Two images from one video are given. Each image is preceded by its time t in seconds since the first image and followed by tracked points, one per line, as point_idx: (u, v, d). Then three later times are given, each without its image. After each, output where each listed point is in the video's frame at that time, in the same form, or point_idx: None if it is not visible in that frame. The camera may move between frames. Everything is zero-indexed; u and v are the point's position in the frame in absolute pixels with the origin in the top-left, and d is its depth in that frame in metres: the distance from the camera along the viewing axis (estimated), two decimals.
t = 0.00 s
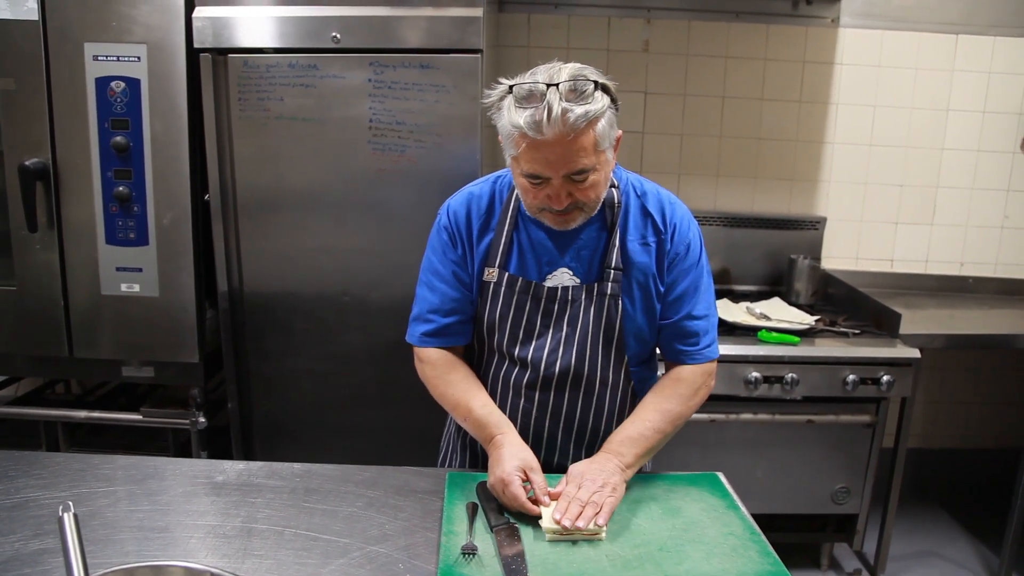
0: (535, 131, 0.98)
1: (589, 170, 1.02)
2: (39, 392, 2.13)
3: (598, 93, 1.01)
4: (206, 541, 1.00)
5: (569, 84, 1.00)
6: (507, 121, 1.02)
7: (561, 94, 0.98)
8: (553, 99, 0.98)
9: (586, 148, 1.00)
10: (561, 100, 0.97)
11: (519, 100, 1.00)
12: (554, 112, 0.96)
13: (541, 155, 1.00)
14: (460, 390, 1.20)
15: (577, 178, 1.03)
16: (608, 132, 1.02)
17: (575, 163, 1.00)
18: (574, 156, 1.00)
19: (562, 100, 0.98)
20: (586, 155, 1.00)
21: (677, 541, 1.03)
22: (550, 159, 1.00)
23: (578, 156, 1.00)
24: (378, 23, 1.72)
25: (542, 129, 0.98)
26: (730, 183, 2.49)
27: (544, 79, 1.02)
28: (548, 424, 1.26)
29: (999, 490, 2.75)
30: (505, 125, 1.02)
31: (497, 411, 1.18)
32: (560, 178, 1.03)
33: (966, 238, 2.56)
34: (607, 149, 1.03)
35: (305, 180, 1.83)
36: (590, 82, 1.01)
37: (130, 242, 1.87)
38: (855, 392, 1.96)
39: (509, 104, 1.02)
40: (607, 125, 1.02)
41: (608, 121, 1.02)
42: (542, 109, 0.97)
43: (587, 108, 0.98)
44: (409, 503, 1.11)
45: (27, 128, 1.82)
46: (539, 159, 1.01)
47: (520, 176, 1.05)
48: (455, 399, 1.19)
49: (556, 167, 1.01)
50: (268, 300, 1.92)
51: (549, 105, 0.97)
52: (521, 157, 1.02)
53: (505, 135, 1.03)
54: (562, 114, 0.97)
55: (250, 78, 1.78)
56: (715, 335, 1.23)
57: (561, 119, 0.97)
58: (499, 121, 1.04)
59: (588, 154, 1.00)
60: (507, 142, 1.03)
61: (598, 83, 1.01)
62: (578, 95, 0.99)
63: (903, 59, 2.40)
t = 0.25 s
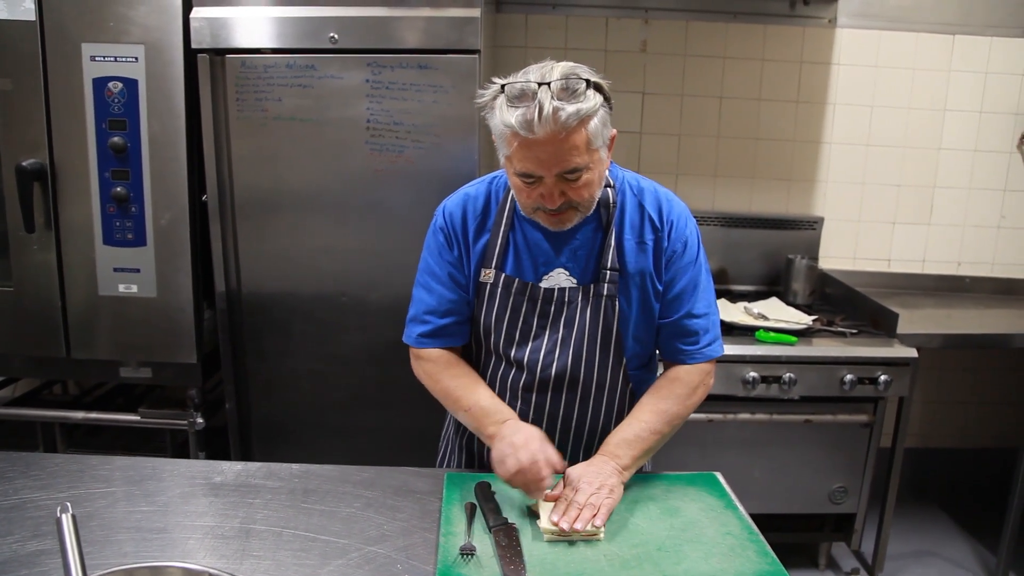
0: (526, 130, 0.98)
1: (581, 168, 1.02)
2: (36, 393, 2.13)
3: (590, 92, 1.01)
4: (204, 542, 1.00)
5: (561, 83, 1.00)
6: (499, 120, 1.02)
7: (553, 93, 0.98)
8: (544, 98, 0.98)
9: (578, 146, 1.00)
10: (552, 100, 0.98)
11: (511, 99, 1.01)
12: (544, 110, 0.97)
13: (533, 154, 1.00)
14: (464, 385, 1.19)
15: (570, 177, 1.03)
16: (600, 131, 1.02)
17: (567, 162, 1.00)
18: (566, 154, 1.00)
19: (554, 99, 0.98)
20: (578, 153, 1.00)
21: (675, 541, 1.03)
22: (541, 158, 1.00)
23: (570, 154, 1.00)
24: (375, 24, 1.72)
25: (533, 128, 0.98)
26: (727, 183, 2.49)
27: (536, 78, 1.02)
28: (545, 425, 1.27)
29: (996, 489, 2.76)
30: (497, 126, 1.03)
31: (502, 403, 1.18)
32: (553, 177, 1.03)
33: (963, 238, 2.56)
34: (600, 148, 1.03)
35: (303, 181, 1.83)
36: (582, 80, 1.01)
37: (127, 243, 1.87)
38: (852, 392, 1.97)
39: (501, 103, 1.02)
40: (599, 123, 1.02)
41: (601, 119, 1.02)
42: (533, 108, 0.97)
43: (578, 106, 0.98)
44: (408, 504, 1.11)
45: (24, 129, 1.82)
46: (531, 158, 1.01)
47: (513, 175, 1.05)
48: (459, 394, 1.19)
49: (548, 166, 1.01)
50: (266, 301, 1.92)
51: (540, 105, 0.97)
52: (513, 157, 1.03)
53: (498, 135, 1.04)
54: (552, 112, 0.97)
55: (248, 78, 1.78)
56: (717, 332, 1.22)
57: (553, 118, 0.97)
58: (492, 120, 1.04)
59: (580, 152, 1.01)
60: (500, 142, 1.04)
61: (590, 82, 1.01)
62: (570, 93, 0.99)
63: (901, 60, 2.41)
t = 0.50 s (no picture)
0: (522, 96, 0.99)
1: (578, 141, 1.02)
2: (34, 393, 2.13)
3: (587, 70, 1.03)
4: (202, 542, 1.00)
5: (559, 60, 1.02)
6: (497, 97, 1.03)
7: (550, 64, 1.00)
8: (541, 67, 0.99)
9: (575, 117, 1.00)
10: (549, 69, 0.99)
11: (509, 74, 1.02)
12: (541, 76, 0.98)
13: (530, 122, 1.00)
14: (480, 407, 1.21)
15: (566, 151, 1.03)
16: (597, 108, 1.03)
17: (563, 130, 1.00)
18: (562, 122, 1.00)
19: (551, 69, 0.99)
20: (574, 123, 1.01)
21: (674, 540, 1.03)
22: (538, 125, 1.00)
23: (566, 122, 1.00)
24: (373, 24, 1.71)
25: (530, 94, 0.98)
26: (725, 183, 2.50)
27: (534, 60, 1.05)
28: (544, 428, 1.27)
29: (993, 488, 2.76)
30: (495, 101, 1.04)
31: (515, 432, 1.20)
32: (549, 149, 1.02)
33: (960, 238, 2.57)
34: (596, 125, 1.04)
35: (301, 181, 1.83)
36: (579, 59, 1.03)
37: (125, 243, 1.87)
38: (850, 392, 1.97)
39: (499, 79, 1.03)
40: (596, 99, 1.03)
41: (598, 97, 1.03)
42: (530, 75, 0.99)
43: (575, 75, 0.99)
44: (406, 504, 1.11)
45: (21, 129, 1.82)
46: (527, 126, 1.01)
47: (510, 151, 1.05)
48: (475, 417, 1.20)
49: (544, 134, 1.01)
50: (264, 302, 1.92)
51: (536, 72, 0.98)
52: (509, 129, 1.02)
53: (495, 111, 1.04)
54: (549, 78, 0.98)
55: (246, 79, 1.78)
56: (716, 333, 1.23)
57: (549, 85, 0.98)
58: (490, 99, 1.05)
59: (576, 123, 1.01)
60: (497, 118, 1.04)
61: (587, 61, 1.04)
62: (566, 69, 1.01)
63: (898, 60, 2.41)
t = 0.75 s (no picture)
0: (522, 83, 1.00)
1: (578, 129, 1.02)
2: (31, 394, 2.12)
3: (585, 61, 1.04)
4: (199, 542, 1.00)
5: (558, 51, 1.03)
6: (497, 87, 1.04)
7: (549, 53, 1.01)
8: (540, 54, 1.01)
9: (574, 103, 1.01)
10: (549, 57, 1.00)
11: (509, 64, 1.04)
12: (541, 62, 0.99)
13: (530, 108, 1.01)
14: (478, 414, 1.21)
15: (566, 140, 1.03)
16: (596, 99, 1.04)
17: (562, 116, 1.01)
18: (562, 108, 1.01)
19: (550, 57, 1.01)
20: (574, 110, 1.01)
21: (671, 539, 1.03)
22: (537, 112, 1.01)
23: (566, 109, 1.01)
24: (370, 23, 1.72)
25: (530, 80, 0.99)
26: (722, 182, 2.50)
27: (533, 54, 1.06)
28: (543, 433, 1.28)
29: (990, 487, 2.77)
30: (494, 92, 1.05)
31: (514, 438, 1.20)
32: (549, 137, 1.03)
33: (956, 237, 2.57)
34: (595, 115, 1.05)
35: (298, 182, 1.83)
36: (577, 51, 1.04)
37: (122, 244, 1.86)
38: (847, 391, 1.97)
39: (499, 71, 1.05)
40: (595, 89, 1.04)
41: (596, 89, 1.05)
42: (529, 62, 1.00)
43: (574, 63, 1.01)
44: (404, 504, 1.11)
45: (17, 130, 1.81)
46: (526, 113, 1.01)
47: (509, 142, 1.05)
48: (473, 424, 1.20)
49: (543, 121, 1.01)
50: (261, 302, 1.92)
51: (536, 59, 1.00)
52: (509, 117, 1.03)
53: (495, 102, 1.05)
54: (548, 64, 0.99)
55: (243, 79, 1.78)
56: (717, 338, 1.24)
57: (548, 70, 0.99)
58: (489, 92, 1.07)
59: (576, 110, 1.02)
60: (496, 108, 1.05)
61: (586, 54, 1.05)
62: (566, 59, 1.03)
63: (893, 59, 2.42)
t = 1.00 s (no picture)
0: (520, 97, 0.98)
1: (576, 141, 1.02)
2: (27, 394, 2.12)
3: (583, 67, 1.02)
4: (196, 540, 1.00)
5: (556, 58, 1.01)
6: (494, 94, 1.03)
7: (547, 62, 0.99)
8: (538, 66, 0.99)
9: (572, 117, 1.01)
10: (546, 68, 0.98)
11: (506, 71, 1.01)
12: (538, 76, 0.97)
13: (527, 123, 1.00)
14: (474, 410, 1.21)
15: (564, 152, 1.03)
16: (594, 107, 1.03)
17: (560, 131, 1.00)
18: (560, 123, 1.00)
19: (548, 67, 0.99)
20: (571, 123, 1.01)
21: (668, 537, 1.03)
22: (535, 126, 1.00)
23: (563, 123, 1.00)
24: (367, 23, 1.72)
25: (527, 94, 0.98)
26: (719, 182, 2.51)
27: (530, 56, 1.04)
28: (540, 431, 1.28)
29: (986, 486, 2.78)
30: (491, 100, 1.03)
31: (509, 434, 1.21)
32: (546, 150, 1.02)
33: (952, 237, 2.58)
34: (593, 124, 1.04)
35: (295, 181, 1.83)
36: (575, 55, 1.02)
37: (119, 243, 1.86)
38: (844, 390, 1.98)
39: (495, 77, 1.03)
40: (593, 98, 1.03)
41: (594, 96, 1.03)
42: (527, 75, 0.98)
43: (572, 75, 0.99)
44: (401, 502, 1.11)
45: (14, 129, 1.81)
46: (524, 127, 1.01)
47: (506, 151, 1.05)
48: (467, 420, 1.20)
49: (541, 136, 1.01)
50: (258, 301, 1.92)
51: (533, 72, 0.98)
52: (506, 129, 1.02)
53: (492, 110, 1.04)
54: (546, 77, 0.97)
55: (240, 78, 1.78)
56: (713, 335, 1.24)
57: (546, 85, 0.97)
58: (486, 97, 1.05)
59: (573, 123, 1.01)
60: (493, 117, 1.04)
61: (584, 58, 1.03)
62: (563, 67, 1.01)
63: (890, 60, 2.42)
